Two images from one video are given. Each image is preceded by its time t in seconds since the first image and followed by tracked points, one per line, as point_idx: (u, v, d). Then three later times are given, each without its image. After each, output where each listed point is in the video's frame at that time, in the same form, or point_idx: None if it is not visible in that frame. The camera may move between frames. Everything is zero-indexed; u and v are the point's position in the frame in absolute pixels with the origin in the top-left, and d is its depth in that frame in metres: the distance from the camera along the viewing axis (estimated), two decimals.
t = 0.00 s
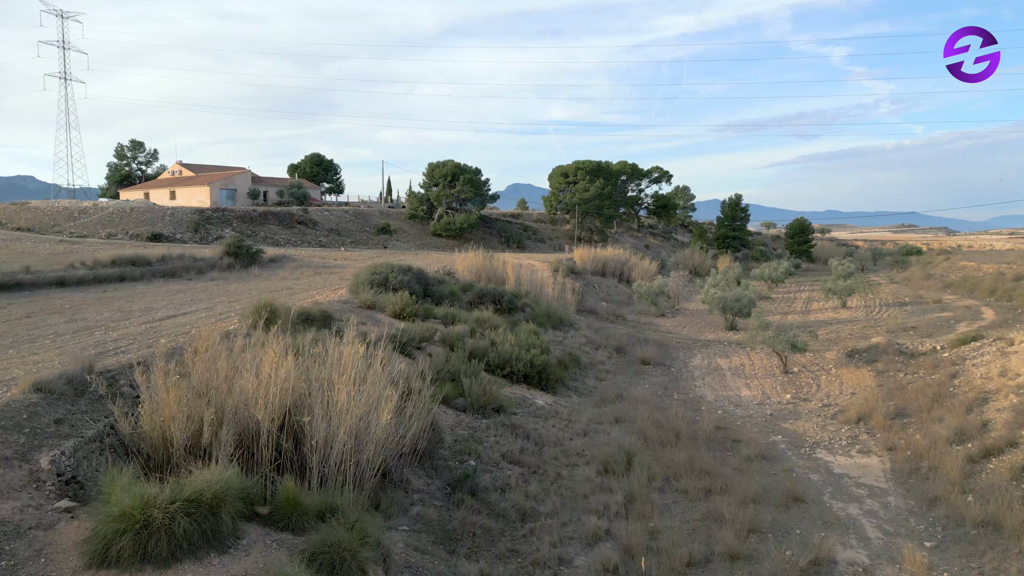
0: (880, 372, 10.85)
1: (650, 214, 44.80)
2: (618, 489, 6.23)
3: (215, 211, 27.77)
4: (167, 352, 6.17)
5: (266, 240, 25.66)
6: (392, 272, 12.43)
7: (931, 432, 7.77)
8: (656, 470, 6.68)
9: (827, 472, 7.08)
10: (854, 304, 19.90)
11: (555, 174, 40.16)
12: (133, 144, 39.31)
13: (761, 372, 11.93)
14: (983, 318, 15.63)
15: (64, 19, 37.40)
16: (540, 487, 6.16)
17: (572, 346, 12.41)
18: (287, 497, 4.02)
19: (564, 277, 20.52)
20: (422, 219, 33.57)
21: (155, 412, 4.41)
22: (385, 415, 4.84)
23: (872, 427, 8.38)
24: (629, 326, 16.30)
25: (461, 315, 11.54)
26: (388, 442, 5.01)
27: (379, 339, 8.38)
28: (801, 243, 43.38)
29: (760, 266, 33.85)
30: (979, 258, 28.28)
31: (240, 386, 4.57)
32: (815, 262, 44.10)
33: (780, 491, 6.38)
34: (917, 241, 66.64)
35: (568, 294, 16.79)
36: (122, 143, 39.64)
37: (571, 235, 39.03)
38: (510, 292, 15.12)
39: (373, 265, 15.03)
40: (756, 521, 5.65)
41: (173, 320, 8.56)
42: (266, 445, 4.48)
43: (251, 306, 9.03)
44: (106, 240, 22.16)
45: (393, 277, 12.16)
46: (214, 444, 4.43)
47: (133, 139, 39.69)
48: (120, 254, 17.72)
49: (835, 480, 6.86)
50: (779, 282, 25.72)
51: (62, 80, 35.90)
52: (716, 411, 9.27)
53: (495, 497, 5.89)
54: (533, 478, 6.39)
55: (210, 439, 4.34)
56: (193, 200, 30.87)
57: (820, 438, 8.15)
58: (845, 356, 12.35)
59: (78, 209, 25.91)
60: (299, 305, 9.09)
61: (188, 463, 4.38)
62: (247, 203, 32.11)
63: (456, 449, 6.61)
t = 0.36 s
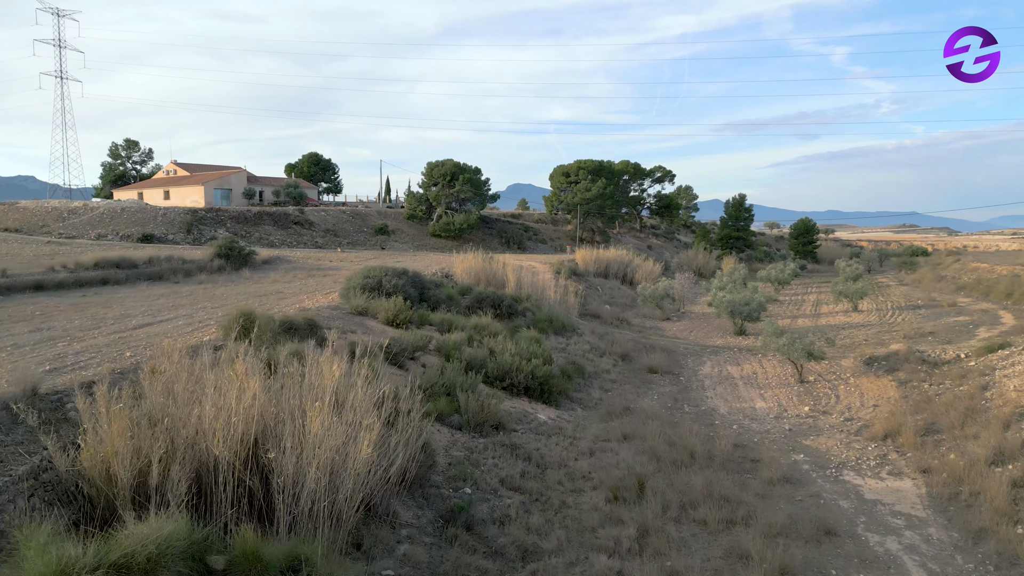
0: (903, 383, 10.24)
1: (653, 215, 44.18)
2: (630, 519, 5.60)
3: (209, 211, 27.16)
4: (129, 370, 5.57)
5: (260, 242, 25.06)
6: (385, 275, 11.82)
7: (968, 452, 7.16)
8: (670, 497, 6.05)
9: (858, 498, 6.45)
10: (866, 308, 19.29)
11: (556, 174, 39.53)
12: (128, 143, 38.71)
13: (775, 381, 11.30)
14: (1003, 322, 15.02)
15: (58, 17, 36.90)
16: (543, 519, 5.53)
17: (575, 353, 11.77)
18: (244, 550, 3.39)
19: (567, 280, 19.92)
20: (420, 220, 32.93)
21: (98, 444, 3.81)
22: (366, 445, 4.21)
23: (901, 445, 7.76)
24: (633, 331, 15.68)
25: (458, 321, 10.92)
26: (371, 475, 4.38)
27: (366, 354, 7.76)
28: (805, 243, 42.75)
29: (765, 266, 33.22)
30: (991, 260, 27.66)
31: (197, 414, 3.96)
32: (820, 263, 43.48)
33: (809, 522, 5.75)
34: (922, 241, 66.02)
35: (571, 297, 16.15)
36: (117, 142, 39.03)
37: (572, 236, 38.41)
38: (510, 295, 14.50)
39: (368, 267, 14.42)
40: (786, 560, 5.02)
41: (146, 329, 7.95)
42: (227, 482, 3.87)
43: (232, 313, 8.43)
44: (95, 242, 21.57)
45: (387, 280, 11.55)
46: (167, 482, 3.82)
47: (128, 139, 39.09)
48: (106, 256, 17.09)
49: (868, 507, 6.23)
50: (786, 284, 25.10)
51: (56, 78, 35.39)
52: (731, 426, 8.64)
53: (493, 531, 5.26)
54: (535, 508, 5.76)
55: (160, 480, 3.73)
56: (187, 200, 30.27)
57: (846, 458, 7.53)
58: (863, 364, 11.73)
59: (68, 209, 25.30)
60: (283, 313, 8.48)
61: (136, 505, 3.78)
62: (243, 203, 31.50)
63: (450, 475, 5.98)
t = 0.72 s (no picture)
0: (929, 393, 9.59)
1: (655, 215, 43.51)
2: (645, 555, 4.96)
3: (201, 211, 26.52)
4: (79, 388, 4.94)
5: (254, 242, 24.44)
6: (378, 277, 11.19)
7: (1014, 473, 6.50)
8: (689, 528, 5.40)
9: (897, 527, 5.80)
10: (878, 310, 18.64)
11: (557, 173, 38.85)
12: (122, 142, 38.11)
13: (791, 390, 10.65)
14: None
15: (52, 15, 36.38)
16: (548, 557, 4.88)
17: (579, 360, 11.12)
18: None
19: (569, 281, 19.28)
20: (419, 220, 32.25)
21: (13, 485, 3.16)
22: (339, 481, 3.55)
23: (936, 465, 7.11)
24: (639, 335, 15.03)
25: (455, 326, 10.27)
26: (348, 514, 3.73)
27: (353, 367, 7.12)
28: (810, 243, 42.11)
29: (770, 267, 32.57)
30: (1002, 261, 27.00)
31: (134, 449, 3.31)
32: (825, 263, 42.83)
33: (847, 559, 5.10)
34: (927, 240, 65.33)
35: (573, 299, 15.49)
36: (111, 141, 38.42)
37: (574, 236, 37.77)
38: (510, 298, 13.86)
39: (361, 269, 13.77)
40: None
41: (114, 337, 7.31)
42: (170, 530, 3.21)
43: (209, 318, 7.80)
44: (82, 242, 20.93)
45: (380, 282, 10.92)
46: (95, 531, 3.16)
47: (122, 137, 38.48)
48: (90, 257, 16.46)
49: (909, 539, 5.58)
50: (794, 285, 24.44)
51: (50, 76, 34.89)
52: (750, 442, 7.98)
53: (492, 571, 4.60)
54: (538, 543, 5.11)
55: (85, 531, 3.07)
56: (181, 199, 29.66)
57: (878, 479, 6.88)
58: (883, 371, 11.08)
59: (57, 208, 24.67)
60: (264, 319, 7.84)
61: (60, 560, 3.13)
62: (237, 203, 30.84)
63: (443, 504, 5.33)
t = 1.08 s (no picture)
0: (961, 407, 8.89)
1: (658, 215, 42.80)
2: None
3: (193, 210, 25.81)
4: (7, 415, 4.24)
5: (246, 243, 23.76)
6: (369, 280, 10.51)
7: None
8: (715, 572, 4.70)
9: (948, 568, 5.11)
10: (893, 314, 17.93)
11: (558, 172, 38.11)
12: (115, 140, 37.44)
13: (811, 401, 9.95)
14: None
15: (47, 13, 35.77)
16: None
17: (584, 370, 10.41)
18: None
19: (571, 283, 18.58)
20: (417, 220, 31.54)
21: None
22: (295, 543, 2.84)
23: (981, 491, 6.41)
24: (645, 340, 14.31)
25: (451, 333, 9.58)
26: None
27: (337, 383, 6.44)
28: (816, 244, 41.40)
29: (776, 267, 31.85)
30: (1016, 263, 26.27)
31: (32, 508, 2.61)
32: (831, 264, 42.13)
33: None
34: (929, 241, 64.65)
35: (576, 302, 14.79)
36: (104, 140, 37.75)
37: (575, 236, 37.06)
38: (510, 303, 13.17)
39: (353, 272, 13.08)
40: None
41: (72, 349, 6.62)
42: None
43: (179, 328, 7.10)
44: (68, 243, 20.23)
45: (371, 286, 10.23)
46: None
47: (115, 136, 37.80)
48: (72, 259, 15.77)
49: None
50: (802, 287, 23.72)
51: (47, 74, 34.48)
52: (772, 462, 7.29)
53: None
54: None
55: None
56: (173, 199, 28.98)
57: (919, 508, 6.18)
58: (908, 382, 10.39)
59: (44, 208, 23.96)
60: (240, 330, 7.14)
61: None
62: (231, 203, 30.13)
63: (432, 546, 4.62)
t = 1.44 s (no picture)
0: (1002, 424, 8.14)
1: (661, 215, 42.05)
2: None
3: (184, 210, 25.07)
4: None
5: (237, 244, 22.99)
6: (358, 284, 9.76)
7: None
8: None
9: None
10: (910, 318, 17.18)
11: (559, 172, 37.37)
12: (107, 139, 36.72)
13: (835, 416, 9.20)
14: None
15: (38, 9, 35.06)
16: None
17: (589, 382, 9.65)
18: None
19: (574, 286, 17.84)
20: (415, 220, 30.82)
21: None
22: None
23: None
24: (652, 347, 13.55)
25: (444, 343, 8.82)
26: None
27: (313, 404, 5.69)
28: (822, 245, 40.63)
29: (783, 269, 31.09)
30: None
31: None
32: (837, 265, 41.36)
33: None
34: (936, 241, 63.84)
35: (579, 306, 14.03)
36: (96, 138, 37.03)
37: (577, 237, 36.31)
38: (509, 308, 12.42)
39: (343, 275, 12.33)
40: None
41: (15, 364, 5.87)
42: None
43: (138, 339, 6.36)
44: (51, 244, 19.48)
45: (360, 290, 9.47)
46: None
47: (108, 134, 37.07)
48: (50, 260, 15.02)
49: None
50: (812, 289, 22.98)
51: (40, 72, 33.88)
52: (801, 490, 6.53)
53: None
54: None
55: None
56: (165, 198, 28.24)
57: (974, 547, 5.43)
58: (938, 394, 9.64)
59: (29, 208, 23.21)
60: (207, 343, 6.40)
61: None
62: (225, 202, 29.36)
63: None
